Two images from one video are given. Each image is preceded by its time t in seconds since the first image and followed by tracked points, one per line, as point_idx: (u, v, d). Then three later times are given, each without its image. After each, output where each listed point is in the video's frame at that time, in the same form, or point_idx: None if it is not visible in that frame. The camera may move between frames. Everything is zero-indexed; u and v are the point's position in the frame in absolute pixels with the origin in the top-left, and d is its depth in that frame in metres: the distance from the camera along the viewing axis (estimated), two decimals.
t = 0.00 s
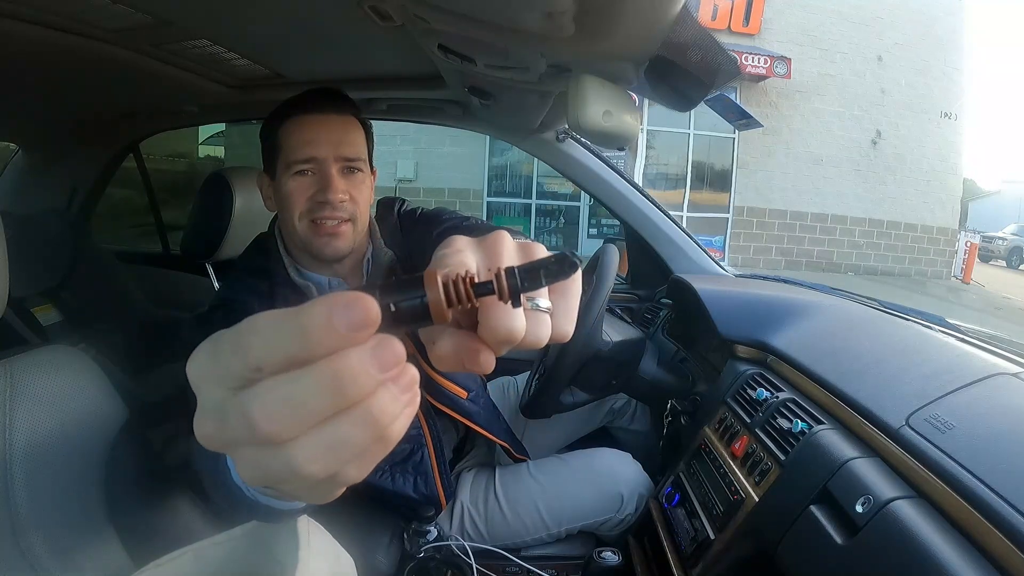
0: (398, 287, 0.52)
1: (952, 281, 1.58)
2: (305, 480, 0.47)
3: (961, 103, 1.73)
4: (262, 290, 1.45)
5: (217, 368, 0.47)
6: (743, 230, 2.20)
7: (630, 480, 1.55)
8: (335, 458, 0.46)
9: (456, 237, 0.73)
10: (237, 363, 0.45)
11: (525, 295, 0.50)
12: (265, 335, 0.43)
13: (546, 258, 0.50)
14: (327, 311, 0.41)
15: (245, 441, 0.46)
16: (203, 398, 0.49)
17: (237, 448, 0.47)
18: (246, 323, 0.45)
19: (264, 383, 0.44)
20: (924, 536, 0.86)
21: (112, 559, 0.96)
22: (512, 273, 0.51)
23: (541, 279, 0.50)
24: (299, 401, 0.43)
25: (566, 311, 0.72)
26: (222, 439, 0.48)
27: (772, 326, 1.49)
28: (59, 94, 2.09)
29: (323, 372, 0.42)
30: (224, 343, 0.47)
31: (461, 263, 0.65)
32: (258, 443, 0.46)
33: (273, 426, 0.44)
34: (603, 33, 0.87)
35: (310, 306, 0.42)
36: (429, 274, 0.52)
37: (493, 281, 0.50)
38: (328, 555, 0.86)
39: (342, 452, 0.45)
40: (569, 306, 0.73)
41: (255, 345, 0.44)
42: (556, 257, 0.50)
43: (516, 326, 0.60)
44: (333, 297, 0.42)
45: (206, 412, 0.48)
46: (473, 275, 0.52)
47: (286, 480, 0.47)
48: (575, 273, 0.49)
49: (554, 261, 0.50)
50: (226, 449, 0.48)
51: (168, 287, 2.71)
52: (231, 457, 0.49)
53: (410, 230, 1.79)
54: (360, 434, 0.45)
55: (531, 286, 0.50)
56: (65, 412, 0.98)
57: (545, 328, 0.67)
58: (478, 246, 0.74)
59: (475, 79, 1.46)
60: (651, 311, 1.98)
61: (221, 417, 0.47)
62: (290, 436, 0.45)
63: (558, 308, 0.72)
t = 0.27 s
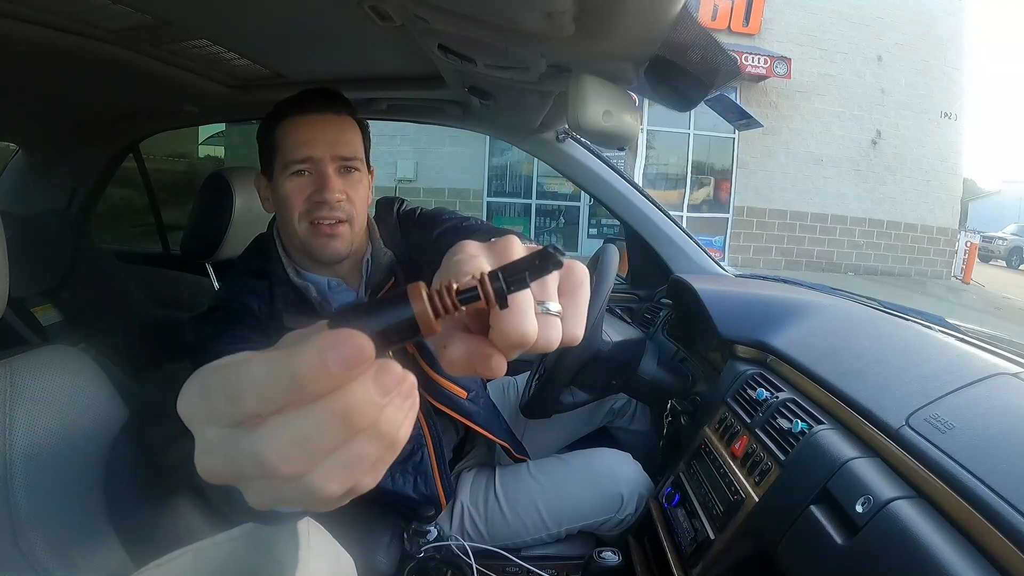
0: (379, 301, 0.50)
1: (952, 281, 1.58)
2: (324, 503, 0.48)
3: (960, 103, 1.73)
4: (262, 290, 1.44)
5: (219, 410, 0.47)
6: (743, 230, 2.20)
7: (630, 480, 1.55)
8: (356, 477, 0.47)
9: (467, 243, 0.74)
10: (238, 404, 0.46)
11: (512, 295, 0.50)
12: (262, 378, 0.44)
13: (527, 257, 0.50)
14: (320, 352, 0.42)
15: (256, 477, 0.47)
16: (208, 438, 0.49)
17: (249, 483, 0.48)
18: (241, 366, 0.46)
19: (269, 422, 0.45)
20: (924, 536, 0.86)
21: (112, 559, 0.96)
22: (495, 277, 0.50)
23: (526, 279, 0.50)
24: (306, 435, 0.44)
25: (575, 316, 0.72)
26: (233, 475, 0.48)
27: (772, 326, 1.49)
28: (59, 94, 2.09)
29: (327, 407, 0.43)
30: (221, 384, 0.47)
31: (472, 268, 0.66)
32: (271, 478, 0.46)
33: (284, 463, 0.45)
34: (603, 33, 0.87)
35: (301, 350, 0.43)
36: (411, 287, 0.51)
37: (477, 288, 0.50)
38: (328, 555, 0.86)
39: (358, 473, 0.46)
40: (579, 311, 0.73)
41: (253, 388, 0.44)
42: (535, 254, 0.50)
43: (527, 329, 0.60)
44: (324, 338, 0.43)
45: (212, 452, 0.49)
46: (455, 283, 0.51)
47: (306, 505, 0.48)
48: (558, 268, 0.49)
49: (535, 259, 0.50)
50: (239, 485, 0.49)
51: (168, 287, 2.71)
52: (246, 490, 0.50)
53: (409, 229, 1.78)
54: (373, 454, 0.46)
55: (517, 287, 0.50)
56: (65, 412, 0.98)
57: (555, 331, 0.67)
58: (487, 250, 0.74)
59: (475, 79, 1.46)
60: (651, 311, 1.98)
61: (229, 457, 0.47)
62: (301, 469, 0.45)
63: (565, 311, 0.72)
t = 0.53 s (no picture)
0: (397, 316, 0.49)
1: (952, 281, 1.58)
2: (372, 505, 0.50)
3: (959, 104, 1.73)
4: (262, 290, 1.44)
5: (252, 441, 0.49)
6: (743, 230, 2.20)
7: (630, 481, 1.55)
8: (397, 479, 0.49)
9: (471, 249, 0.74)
10: (269, 435, 0.47)
11: (519, 279, 0.50)
12: (288, 407, 0.44)
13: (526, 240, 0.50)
14: (347, 372, 0.41)
15: (300, 496, 0.49)
16: (246, 465, 0.51)
17: (296, 503, 0.50)
18: (262, 399, 0.46)
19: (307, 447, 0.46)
20: (924, 536, 0.86)
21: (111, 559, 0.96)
22: (502, 266, 0.49)
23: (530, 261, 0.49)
24: (348, 451, 0.45)
25: (579, 320, 0.72)
26: (275, 497, 0.50)
27: (772, 326, 1.49)
28: (58, 94, 2.09)
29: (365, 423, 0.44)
30: (247, 417, 0.48)
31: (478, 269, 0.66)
32: (317, 496, 0.48)
33: (331, 481, 0.46)
34: (603, 33, 0.87)
35: (325, 371, 0.42)
36: (427, 295, 0.50)
37: (487, 281, 0.49)
38: (328, 555, 0.86)
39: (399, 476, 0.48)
40: (583, 315, 0.73)
41: (282, 417, 0.45)
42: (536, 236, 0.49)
43: (532, 328, 0.60)
44: (348, 356, 0.42)
45: (252, 479, 0.51)
46: (467, 281, 0.51)
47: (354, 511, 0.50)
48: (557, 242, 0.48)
49: (533, 240, 0.49)
50: (284, 505, 0.51)
51: (168, 286, 2.70)
52: (290, 513, 0.52)
53: (409, 230, 1.78)
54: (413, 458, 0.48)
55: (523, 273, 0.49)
56: (65, 412, 0.98)
57: (559, 334, 0.67)
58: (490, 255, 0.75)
59: (475, 79, 1.46)
60: (651, 311, 1.98)
61: (271, 482, 0.49)
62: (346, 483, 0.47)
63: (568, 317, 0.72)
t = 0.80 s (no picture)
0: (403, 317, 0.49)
1: (952, 281, 1.58)
2: (380, 500, 0.50)
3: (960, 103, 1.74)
4: (262, 290, 1.44)
5: (260, 438, 0.48)
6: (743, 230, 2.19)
7: (630, 481, 1.56)
8: (407, 472, 0.49)
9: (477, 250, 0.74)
10: (279, 432, 0.47)
11: (527, 274, 0.50)
12: (300, 405, 0.44)
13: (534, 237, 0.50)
14: (361, 368, 0.42)
15: (310, 492, 0.49)
16: (253, 460, 0.51)
17: (305, 499, 0.50)
18: (271, 396, 0.46)
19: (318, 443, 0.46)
20: (924, 536, 0.86)
21: (112, 559, 0.96)
22: (510, 264, 0.49)
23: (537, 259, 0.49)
24: (360, 447, 0.45)
25: (582, 325, 0.72)
26: (283, 492, 0.50)
27: (772, 326, 1.49)
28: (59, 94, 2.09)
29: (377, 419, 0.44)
30: (256, 413, 0.48)
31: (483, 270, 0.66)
32: (327, 492, 0.48)
33: (341, 477, 0.46)
34: (603, 33, 0.87)
35: (337, 368, 0.42)
36: (435, 294, 0.51)
37: (495, 279, 0.49)
38: (328, 555, 0.86)
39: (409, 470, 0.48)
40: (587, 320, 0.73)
41: (292, 415, 0.45)
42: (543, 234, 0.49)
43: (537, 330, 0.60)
44: (360, 354, 0.42)
45: (260, 475, 0.51)
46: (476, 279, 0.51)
47: (362, 505, 0.50)
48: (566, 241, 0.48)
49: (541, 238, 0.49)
50: (292, 501, 0.51)
51: (168, 286, 2.70)
52: (298, 508, 0.52)
53: (409, 230, 1.78)
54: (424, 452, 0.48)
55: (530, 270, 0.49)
56: (65, 412, 0.98)
57: (562, 338, 0.67)
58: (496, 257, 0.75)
59: (475, 79, 1.46)
60: (651, 311, 1.98)
61: (281, 477, 0.49)
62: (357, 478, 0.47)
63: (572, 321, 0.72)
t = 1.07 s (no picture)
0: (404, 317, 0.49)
1: (952, 281, 1.58)
2: (378, 502, 0.50)
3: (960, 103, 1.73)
4: (262, 290, 1.44)
5: (261, 435, 0.49)
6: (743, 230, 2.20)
7: (631, 482, 1.56)
8: (404, 476, 0.49)
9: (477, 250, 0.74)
10: (279, 431, 0.47)
11: (526, 277, 0.49)
12: (300, 404, 0.44)
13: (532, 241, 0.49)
14: (360, 369, 0.41)
15: (309, 492, 0.49)
16: (254, 458, 0.51)
17: (304, 498, 0.50)
18: (272, 394, 0.46)
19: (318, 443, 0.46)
20: (924, 536, 0.86)
21: (111, 559, 0.97)
22: (508, 268, 0.49)
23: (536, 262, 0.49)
24: (359, 448, 0.45)
25: (581, 327, 0.72)
26: (283, 491, 0.50)
27: (772, 326, 1.49)
28: (59, 94, 2.09)
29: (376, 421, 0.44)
30: (258, 411, 0.48)
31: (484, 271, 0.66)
32: (326, 492, 0.48)
33: (340, 477, 0.46)
34: (603, 33, 0.87)
35: (337, 369, 0.42)
36: (435, 296, 0.51)
37: (493, 283, 0.49)
38: (328, 556, 0.86)
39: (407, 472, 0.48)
40: (586, 322, 0.73)
41: (292, 414, 0.45)
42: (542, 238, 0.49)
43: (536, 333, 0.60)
44: (359, 355, 0.42)
45: (261, 473, 0.51)
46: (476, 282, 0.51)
47: (361, 506, 0.50)
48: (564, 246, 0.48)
49: (540, 242, 0.48)
50: (291, 500, 0.51)
51: (168, 286, 2.70)
52: (297, 508, 0.52)
53: (409, 230, 1.78)
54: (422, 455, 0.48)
55: (528, 275, 0.49)
56: (65, 412, 0.98)
57: (561, 340, 0.67)
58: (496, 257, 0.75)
59: (475, 79, 1.46)
60: (651, 311, 1.98)
61: (281, 476, 0.49)
62: (356, 479, 0.47)
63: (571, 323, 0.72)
